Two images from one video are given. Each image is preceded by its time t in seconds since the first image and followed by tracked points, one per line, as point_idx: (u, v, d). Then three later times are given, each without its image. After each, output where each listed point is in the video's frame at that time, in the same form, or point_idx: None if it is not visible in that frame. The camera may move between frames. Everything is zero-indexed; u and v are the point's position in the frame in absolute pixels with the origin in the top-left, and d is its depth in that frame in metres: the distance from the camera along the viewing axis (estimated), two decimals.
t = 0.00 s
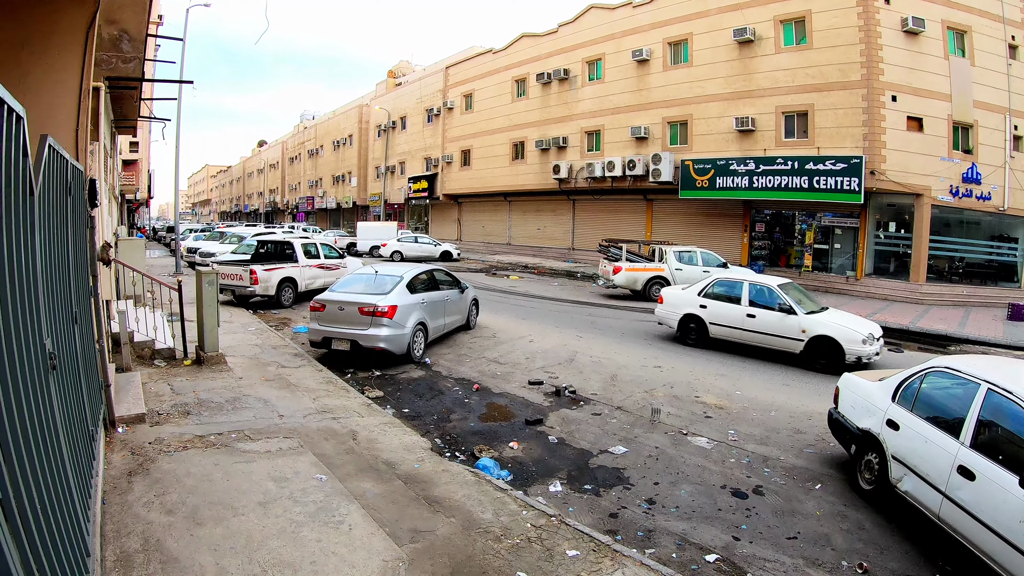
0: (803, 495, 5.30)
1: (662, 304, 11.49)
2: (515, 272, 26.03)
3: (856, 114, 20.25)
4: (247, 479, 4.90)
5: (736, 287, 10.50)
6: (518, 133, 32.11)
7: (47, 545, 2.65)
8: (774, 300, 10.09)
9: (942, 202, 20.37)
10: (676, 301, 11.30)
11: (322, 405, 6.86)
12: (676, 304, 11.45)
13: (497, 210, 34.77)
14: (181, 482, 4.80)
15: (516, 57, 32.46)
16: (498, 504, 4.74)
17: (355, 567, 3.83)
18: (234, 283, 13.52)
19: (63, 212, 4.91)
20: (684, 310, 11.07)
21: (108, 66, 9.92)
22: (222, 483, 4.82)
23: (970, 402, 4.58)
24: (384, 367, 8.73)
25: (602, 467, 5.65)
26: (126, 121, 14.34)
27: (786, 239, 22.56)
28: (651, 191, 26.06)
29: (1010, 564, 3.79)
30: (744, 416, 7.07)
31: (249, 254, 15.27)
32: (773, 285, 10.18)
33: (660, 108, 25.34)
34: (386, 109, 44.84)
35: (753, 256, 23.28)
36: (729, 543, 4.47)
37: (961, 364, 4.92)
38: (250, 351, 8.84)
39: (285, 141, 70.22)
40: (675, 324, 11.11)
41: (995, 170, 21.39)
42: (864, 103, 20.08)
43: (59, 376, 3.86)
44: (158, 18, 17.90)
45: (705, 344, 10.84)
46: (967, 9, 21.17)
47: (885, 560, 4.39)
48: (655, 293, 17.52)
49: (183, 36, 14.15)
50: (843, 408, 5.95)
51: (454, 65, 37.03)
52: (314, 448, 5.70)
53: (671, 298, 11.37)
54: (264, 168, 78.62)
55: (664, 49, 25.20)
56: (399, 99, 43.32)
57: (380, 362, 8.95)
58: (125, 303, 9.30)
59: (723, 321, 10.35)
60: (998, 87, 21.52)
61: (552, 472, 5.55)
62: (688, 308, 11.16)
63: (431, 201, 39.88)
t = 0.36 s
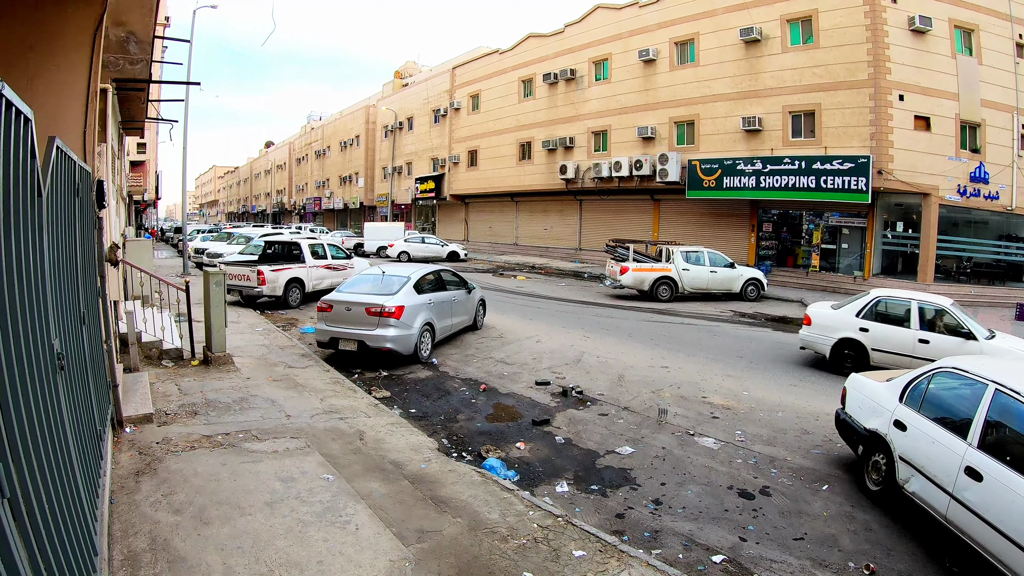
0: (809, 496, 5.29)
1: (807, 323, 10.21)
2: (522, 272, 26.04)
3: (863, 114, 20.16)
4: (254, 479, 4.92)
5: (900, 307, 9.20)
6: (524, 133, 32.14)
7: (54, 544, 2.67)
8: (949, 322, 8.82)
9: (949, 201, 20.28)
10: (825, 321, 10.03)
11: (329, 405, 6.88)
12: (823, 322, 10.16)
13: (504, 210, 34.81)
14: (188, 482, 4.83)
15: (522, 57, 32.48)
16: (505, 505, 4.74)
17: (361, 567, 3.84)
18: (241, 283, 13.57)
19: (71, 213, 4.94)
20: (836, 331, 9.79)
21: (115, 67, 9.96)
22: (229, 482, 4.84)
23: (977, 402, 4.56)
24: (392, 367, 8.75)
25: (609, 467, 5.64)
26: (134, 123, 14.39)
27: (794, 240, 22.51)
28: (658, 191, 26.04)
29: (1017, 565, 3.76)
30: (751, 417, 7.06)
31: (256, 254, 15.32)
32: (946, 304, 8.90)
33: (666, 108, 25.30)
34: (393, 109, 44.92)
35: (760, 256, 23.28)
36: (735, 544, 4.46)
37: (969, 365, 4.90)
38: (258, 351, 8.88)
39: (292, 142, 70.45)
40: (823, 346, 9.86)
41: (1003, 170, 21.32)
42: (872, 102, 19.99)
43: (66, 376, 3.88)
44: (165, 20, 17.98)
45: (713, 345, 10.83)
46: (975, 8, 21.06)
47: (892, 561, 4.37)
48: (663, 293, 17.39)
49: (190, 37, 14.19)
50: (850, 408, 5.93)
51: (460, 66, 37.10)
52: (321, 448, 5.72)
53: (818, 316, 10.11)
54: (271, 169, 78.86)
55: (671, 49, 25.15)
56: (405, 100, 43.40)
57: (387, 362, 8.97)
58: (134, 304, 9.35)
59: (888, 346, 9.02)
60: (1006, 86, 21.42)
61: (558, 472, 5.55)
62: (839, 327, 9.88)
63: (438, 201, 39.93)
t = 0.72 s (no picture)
0: (815, 497, 5.27)
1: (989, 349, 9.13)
2: (528, 273, 26.07)
3: (869, 114, 20.09)
4: (261, 480, 4.94)
5: None
6: (530, 134, 32.16)
7: (60, 544, 2.68)
8: None
9: (956, 201, 20.18)
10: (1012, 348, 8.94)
11: (335, 406, 6.90)
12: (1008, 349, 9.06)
13: (509, 211, 34.84)
14: (194, 482, 4.85)
15: (527, 58, 32.52)
16: (510, 506, 4.75)
17: (367, 568, 3.85)
18: (247, 284, 13.61)
19: (78, 214, 4.97)
20: None
21: (121, 70, 10.01)
22: (234, 483, 4.85)
23: (984, 403, 4.54)
24: (398, 368, 8.76)
25: (614, 468, 5.64)
26: (141, 125, 14.46)
27: (801, 240, 22.52)
28: (664, 192, 26.02)
29: None
30: (757, 418, 7.04)
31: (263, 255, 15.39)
32: None
33: (672, 109, 25.29)
34: (398, 111, 45.01)
35: (766, 256, 23.22)
36: (741, 545, 4.45)
37: (976, 366, 4.88)
38: (264, 352, 8.90)
39: (299, 144, 70.68)
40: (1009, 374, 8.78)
41: (1010, 169, 21.23)
42: (878, 102, 19.91)
43: (73, 376, 3.91)
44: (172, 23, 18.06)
45: (719, 346, 10.81)
46: (981, 7, 20.97)
47: (898, 563, 4.35)
48: (669, 294, 17.38)
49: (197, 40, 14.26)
50: (856, 409, 5.91)
51: (465, 67, 37.16)
52: (327, 449, 5.73)
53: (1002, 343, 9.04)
54: (278, 170, 79.08)
55: (676, 49, 25.15)
56: (411, 101, 43.49)
57: (393, 363, 9.00)
58: (140, 306, 9.38)
59: None
60: (1013, 86, 21.33)
61: (564, 473, 5.55)
62: None
63: (444, 202, 39.97)
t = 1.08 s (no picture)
0: (819, 498, 5.27)
1: None
2: (531, 273, 26.09)
3: (873, 114, 20.04)
4: (264, 479, 4.96)
5: None
6: (532, 135, 32.18)
7: (65, 544, 2.70)
8: None
9: (959, 201, 20.13)
10: None
11: (338, 406, 6.91)
12: None
13: (512, 211, 34.84)
14: (198, 482, 4.86)
15: (530, 59, 32.53)
16: (514, 506, 4.75)
17: (370, 567, 3.86)
18: (251, 285, 13.64)
19: (83, 214, 4.99)
20: None
21: (125, 71, 10.04)
22: (238, 482, 4.87)
23: (986, 403, 4.54)
24: (401, 368, 8.78)
25: (617, 468, 5.65)
26: (145, 126, 14.51)
27: (804, 240, 22.51)
28: (667, 192, 26.02)
29: None
30: (761, 418, 7.04)
31: (267, 256, 15.42)
32: None
33: (675, 109, 25.28)
34: (401, 111, 45.06)
35: (769, 256, 23.20)
36: (744, 545, 4.45)
37: (978, 366, 4.87)
38: (267, 352, 8.93)
39: (302, 144, 70.78)
40: None
41: (1013, 169, 21.18)
42: (881, 102, 19.87)
43: (77, 376, 3.93)
44: (175, 24, 18.10)
45: (722, 346, 10.81)
46: (984, 7, 20.92)
47: (901, 564, 4.34)
48: (672, 294, 17.38)
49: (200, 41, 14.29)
50: (859, 409, 5.91)
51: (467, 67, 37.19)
52: (330, 448, 5.75)
53: None
54: (281, 171, 79.24)
55: (679, 49, 25.13)
56: (414, 101, 43.53)
57: (397, 363, 9.01)
58: (143, 306, 9.39)
59: None
60: (1016, 85, 21.28)
61: (567, 473, 5.55)
62: None
63: (447, 203, 39.99)
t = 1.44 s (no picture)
0: (817, 498, 5.27)
1: None
2: (530, 273, 26.07)
3: (872, 114, 20.05)
4: (262, 480, 4.95)
5: None
6: (531, 135, 32.18)
7: (63, 546, 2.69)
8: None
9: (958, 201, 20.15)
10: None
11: (336, 406, 6.90)
12: None
13: (511, 211, 34.82)
14: (196, 482, 4.85)
15: (529, 59, 32.52)
16: (513, 507, 4.75)
17: (369, 567, 3.86)
18: (249, 284, 13.63)
19: (80, 214, 4.97)
20: None
21: (123, 71, 10.03)
22: (236, 483, 4.87)
23: (985, 404, 4.54)
24: (400, 369, 8.77)
25: (616, 468, 5.65)
26: (143, 126, 14.48)
27: (803, 240, 22.52)
28: (666, 192, 26.02)
29: None
30: (759, 418, 7.04)
31: (265, 256, 15.40)
32: None
33: (674, 109, 25.28)
34: (400, 111, 45.04)
35: (768, 257, 23.21)
36: (743, 546, 4.45)
37: (977, 366, 4.87)
38: (265, 353, 8.92)
39: (301, 144, 70.71)
40: None
41: (1012, 170, 21.21)
42: (880, 102, 19.88)
43: (75, 377, 3.91)
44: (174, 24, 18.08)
45: (721, 346, 10.82)
46: (983, 7, 20.94)
47: (900, 564, 4.34)
48: (671, 294, 17.37)
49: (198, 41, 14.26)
50: (858, 410, 5.91)
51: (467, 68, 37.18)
52: (329, 449, 5.74)
53: None
54: (280, 171, 79.20)
55: (678, 49, 25.13)
56: (413, 101, 43.51)
57: (395, 363, 9.00)
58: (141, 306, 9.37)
59: None
60: (1015, 85, 21.30)
61: (566, 474, 5.55)
62: None
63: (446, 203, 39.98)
